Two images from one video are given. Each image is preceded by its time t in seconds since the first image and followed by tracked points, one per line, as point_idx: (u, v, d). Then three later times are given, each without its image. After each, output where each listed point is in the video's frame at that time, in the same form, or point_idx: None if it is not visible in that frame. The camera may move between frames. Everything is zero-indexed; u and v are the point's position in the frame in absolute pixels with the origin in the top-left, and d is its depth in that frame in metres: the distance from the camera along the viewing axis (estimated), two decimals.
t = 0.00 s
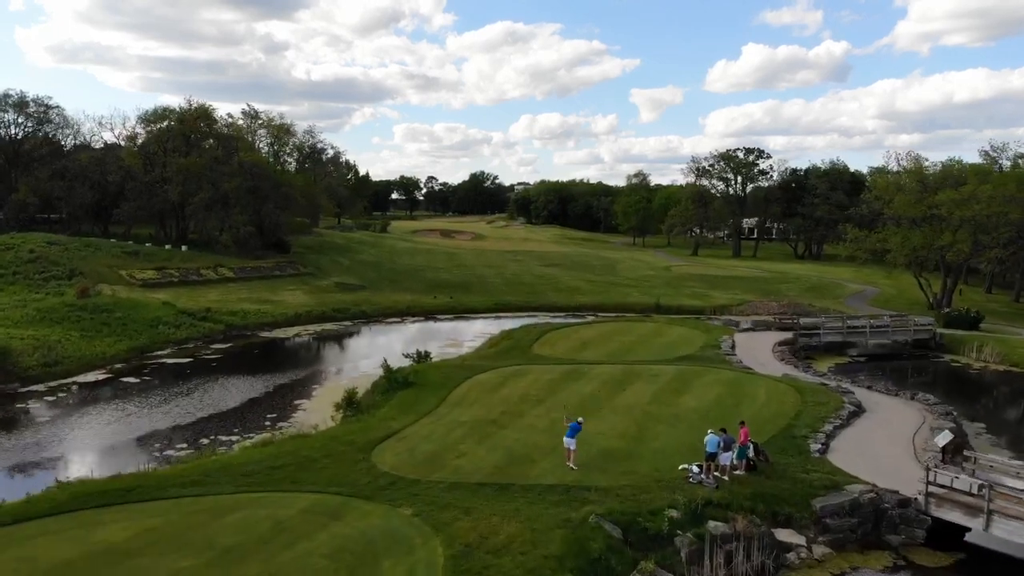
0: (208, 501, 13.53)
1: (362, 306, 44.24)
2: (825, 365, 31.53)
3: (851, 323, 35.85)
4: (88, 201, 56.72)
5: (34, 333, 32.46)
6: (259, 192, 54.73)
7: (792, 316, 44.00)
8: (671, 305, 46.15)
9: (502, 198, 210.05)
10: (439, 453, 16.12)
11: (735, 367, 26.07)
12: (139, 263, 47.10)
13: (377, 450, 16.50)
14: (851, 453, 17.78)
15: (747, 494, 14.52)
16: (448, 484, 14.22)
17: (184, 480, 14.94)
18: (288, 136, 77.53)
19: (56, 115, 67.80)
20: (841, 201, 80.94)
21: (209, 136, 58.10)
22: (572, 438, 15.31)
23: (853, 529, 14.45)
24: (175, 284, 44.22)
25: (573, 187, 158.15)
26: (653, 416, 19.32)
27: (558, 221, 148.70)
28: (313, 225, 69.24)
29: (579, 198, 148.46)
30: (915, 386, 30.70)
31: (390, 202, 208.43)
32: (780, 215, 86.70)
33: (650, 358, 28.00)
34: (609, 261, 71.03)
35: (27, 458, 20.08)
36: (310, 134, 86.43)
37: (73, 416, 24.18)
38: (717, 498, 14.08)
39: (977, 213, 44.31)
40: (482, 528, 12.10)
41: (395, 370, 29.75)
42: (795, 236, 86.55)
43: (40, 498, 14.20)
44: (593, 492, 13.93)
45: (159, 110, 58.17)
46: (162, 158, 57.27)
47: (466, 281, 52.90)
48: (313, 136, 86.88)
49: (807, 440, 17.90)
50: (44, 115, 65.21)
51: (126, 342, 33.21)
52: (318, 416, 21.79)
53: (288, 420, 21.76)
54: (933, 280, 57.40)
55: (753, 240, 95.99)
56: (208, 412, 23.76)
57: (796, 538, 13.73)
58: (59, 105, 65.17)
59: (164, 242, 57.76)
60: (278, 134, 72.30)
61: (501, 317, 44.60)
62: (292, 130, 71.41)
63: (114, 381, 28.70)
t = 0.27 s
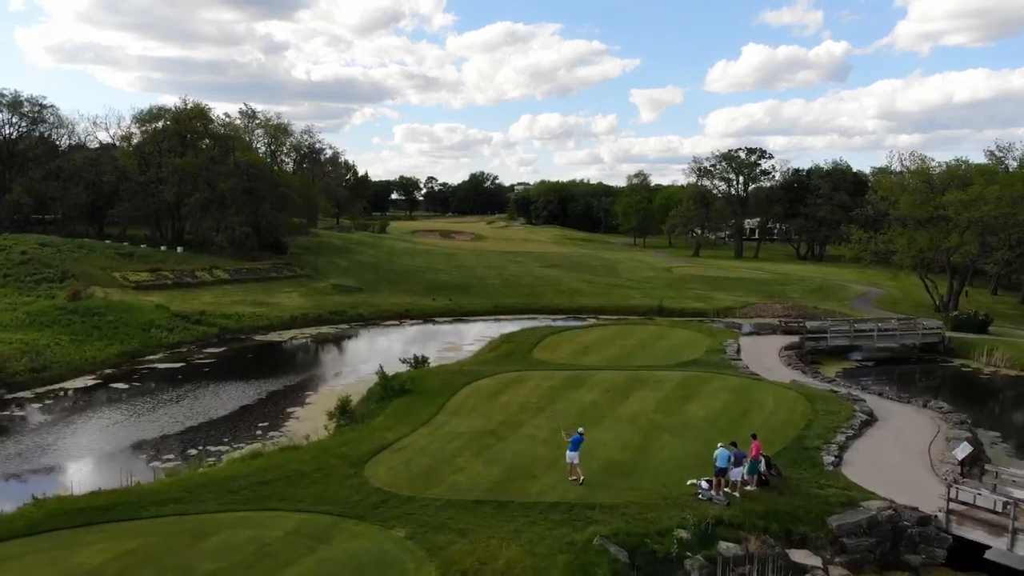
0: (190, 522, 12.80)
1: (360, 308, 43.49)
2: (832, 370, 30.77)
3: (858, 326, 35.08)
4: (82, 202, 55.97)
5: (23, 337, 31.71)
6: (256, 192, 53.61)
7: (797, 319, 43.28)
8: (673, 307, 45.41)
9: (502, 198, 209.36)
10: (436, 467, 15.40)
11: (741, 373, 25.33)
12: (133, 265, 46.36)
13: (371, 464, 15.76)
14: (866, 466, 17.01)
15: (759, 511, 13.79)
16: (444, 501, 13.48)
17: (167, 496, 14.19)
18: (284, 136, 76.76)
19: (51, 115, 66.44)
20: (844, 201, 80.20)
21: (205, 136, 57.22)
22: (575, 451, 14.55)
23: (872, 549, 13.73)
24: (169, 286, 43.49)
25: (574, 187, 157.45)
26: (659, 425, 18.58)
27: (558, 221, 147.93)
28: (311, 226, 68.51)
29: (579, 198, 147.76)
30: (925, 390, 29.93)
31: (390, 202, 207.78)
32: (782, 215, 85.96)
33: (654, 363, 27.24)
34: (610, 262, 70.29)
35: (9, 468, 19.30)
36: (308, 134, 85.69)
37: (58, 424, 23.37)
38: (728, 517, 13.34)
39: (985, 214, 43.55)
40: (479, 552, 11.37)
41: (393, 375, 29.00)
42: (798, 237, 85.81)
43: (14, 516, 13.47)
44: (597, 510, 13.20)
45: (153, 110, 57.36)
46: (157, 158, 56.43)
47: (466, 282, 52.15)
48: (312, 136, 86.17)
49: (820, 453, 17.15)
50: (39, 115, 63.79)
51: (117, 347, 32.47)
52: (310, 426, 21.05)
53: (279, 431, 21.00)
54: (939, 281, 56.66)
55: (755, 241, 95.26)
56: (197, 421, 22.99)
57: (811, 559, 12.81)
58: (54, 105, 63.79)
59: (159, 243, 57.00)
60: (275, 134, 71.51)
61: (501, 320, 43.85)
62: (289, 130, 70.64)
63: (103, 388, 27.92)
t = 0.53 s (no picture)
0: (169, 544, 12.04)
1: (357, 311, 42.71)
2: (840, 376, 30.00)
3: (866, 330, 34.30)
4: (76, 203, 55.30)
5: (11, 341, 30.94)
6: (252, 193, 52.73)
7: (802, 322, 42.52)
8: (676, 310, 44.64)
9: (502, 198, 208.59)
10: (431, 483, 14.64)
11: (748, 379, 24.55)
12: (126, 267, 45.60)
13: (363, 479, 15.00)
14: (882, 481, 16.26)
15: (773, 532, 13.02)
16: (440, 522, 12.73)
17: (147, 516, 13.43)
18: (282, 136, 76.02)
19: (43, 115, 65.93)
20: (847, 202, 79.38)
21: (201, 136, 56.32)
22: (578, 467, 13.80)
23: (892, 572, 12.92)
24: (162, 288, 42.73)
25: (574, 188, 156.70)
26: (665, 436, 17.82)
27: (558, 221, 147.17)
28: (309, 228, 67.73)
29: (579, 198, 146.98)
30: (935, 396, 29.15)
31: (390, 202, 207.04)
32: (785, 216, 85.18)
33: (658, 369, 26.47)
34: (611, 263, 69.49)
35: None
36: (306, 134, 84.94)
37: (44, 433, 22.59)
38: (741, 539, 12.58)
39: (994, 215, 42.75)
40: None
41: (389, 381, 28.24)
42: (800, 238, 85.01)
43: None
44: (602, 531, 12.45)
45: (148, 109, 56.58)
46: (152, 158, 55.61)
47: (465, 284, 51.38)
48: (310, 136, 85.42)
49: (834, 467, 16.39)
50: (32, 114, 63.26)
51: (107, 351, 31.71)
52: (302, 436, 20.31)
53: (269, 442, 20.24)
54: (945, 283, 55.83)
55: (757, 241, 94.48)
56: (186, 430, 22.24)
57: None
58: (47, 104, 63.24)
59: (154, 244, 56.25)
60: (272, 134, 70.67)
61: (501, 323, 43.07)
62: (286, 130, 69.85)
63: (91, 394, 27.16)
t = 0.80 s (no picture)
0: (144, 571, 11.25)
1: (354, 314, 41.89)
2: (849, 382, 29.17)
3: (874, 334, 33.51)
4: (70, 203, 54.76)
5: None
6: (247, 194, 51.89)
7: (808, 325, 41.69)
8: (679, 313, 43.82)
9: (502, 198, 207.81)
10: (427, 501, 13.83)
11: (756, 387, 23.75)
12: (119, 268, 44.80)
13: (355, 497, 14.20)
14: (901, 498, 15.49)
15: (790, 556, 12.22)
16: (435, 544, 11.94)
17: (124, 537, 12.62)
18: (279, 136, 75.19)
19: (37, 115, 65.49)
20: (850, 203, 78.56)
21: (196, 135, 55.48)
22: (582, 485, 13.00)
23: None
24: (155, 291, 41.92)
25: (574, 188, 155.95)
26: (672, 449, 17.03)
27: (558, 222, 146.40)
28: (306, 229, 66.87)
29: (580, 199, 146.25)
30: (947, 402, 28.35)
31: (389, 203, 206.30)
32: (787, 217, 84.35)
33: (663, 375, 25.65)
34: (612, 265, 68.70)
35: None
36: (304, 134, 84.15)
37: (27, 441, 21.77)
38: (757, 565, 11.78)
39: (1003, 217, 41.95)
40: None
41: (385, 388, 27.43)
42: (802, 239, 84.20)
43: None
44: (608, 556, 11.66)
45: (143, 109, 55.67)
46: (147, 158, 54.72)
47: (464, 286, 50.59)
48: (307, 136, 84.65)
49: (851, 483, 15.60)
50: (25, 113, 62.80)
51: (96, 356, 30.90)
52: (293, 447, 19.53)
53: (259, 454, 19.45)
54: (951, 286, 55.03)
55: (759, 242, 93.66)
56: (174, 440, 21.45)
57: None
58: (41, 104, 62.76)
59: (149, 245, 55.46)
60: (269, 134, 69.83)
61: (500, 325, 42.27)
62: (284, 130, 69.06)
63: (79, 400, 26.35)
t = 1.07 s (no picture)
0: None
1: (350, 317, 40.98)
2: (860, 388, 28.26)
3: (884, 338, 32.62)
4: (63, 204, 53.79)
5: None
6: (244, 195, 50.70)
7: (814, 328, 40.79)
8: (683, 315, 42.93)
9: (502, 198, 206.95)
10: (422, 523, 12.94)
11: (765, 395, 22.86)
12: (111, 270, 43.89)
13: (344, 518, 13.31)
14: (925, 517, 14.62)
15: None
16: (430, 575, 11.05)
17: (95, 565, 11.72)
18: (275, 136, 74.29)
19: (30, 114, 64.59)
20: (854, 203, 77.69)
21: (191, 135, 54.52)
22: (588, 507, 12.11)
23: None
24: (148, 293, 41.02)
25: (574, 188, 155.08)
26: (681, 463, 16.14)
27: (558, 221, 145.54)
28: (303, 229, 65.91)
29: (580, 199, 145.38)
30: (961, 409, 27.45)
31: (388, 203, 205.46)
32: (790, 217, 83.43)
33: (669, 382, 24.76)
34: (613, 266, 67.82)
35: None
36: (302, 133, 83.22)
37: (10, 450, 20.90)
38: None
39: (1014, 218, 41.05)
40: None
41: (382, 395, 26.52)
42: (805, 239, 83.31)
43: None
44: None
45: (137, 108, 54.53)
46: (141, 158, 53.71)
47: (464, 288, 49.70)
48: (305, 135, 83.71)
49: (872, 502, 14.72)
50: (18, 112, 61.88)
51: (83, 362, 30.00)
52: (284, 460, 18.63)
53: (248, 466, 18.55)
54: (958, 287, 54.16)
55: (761, 243, 92.79)
56: (161, 450, 20.54)
57: None
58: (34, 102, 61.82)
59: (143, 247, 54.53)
60: (266, 134, 68.89)
61: (500, 329, 41.36)
62: (281, 129, 68.12)
63: (65, 408, 25.42)
